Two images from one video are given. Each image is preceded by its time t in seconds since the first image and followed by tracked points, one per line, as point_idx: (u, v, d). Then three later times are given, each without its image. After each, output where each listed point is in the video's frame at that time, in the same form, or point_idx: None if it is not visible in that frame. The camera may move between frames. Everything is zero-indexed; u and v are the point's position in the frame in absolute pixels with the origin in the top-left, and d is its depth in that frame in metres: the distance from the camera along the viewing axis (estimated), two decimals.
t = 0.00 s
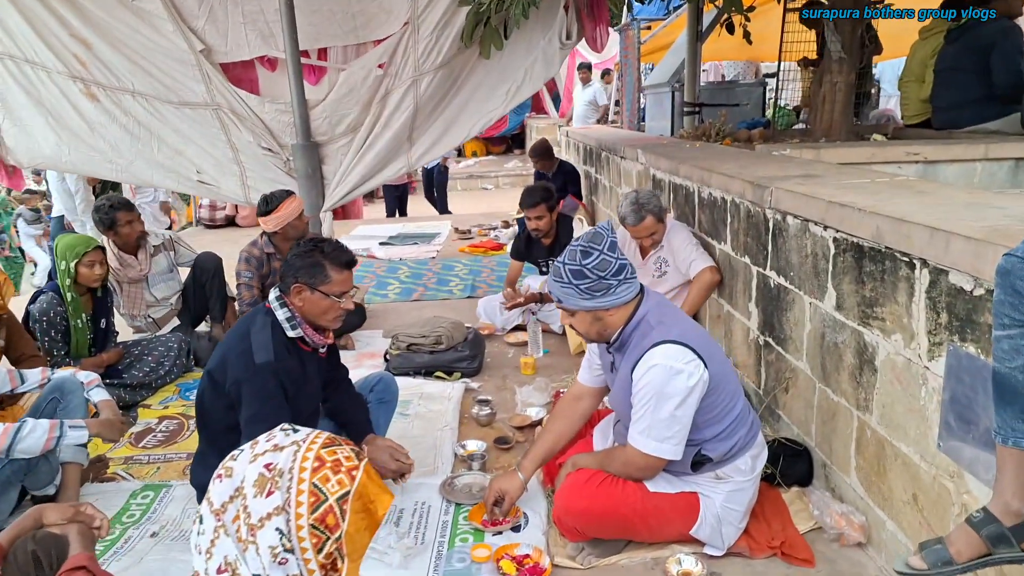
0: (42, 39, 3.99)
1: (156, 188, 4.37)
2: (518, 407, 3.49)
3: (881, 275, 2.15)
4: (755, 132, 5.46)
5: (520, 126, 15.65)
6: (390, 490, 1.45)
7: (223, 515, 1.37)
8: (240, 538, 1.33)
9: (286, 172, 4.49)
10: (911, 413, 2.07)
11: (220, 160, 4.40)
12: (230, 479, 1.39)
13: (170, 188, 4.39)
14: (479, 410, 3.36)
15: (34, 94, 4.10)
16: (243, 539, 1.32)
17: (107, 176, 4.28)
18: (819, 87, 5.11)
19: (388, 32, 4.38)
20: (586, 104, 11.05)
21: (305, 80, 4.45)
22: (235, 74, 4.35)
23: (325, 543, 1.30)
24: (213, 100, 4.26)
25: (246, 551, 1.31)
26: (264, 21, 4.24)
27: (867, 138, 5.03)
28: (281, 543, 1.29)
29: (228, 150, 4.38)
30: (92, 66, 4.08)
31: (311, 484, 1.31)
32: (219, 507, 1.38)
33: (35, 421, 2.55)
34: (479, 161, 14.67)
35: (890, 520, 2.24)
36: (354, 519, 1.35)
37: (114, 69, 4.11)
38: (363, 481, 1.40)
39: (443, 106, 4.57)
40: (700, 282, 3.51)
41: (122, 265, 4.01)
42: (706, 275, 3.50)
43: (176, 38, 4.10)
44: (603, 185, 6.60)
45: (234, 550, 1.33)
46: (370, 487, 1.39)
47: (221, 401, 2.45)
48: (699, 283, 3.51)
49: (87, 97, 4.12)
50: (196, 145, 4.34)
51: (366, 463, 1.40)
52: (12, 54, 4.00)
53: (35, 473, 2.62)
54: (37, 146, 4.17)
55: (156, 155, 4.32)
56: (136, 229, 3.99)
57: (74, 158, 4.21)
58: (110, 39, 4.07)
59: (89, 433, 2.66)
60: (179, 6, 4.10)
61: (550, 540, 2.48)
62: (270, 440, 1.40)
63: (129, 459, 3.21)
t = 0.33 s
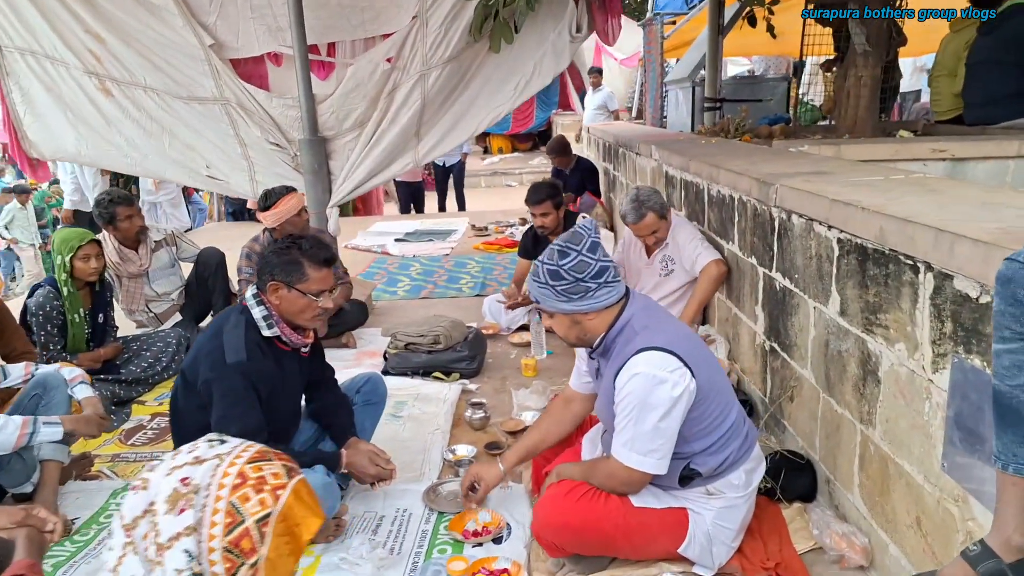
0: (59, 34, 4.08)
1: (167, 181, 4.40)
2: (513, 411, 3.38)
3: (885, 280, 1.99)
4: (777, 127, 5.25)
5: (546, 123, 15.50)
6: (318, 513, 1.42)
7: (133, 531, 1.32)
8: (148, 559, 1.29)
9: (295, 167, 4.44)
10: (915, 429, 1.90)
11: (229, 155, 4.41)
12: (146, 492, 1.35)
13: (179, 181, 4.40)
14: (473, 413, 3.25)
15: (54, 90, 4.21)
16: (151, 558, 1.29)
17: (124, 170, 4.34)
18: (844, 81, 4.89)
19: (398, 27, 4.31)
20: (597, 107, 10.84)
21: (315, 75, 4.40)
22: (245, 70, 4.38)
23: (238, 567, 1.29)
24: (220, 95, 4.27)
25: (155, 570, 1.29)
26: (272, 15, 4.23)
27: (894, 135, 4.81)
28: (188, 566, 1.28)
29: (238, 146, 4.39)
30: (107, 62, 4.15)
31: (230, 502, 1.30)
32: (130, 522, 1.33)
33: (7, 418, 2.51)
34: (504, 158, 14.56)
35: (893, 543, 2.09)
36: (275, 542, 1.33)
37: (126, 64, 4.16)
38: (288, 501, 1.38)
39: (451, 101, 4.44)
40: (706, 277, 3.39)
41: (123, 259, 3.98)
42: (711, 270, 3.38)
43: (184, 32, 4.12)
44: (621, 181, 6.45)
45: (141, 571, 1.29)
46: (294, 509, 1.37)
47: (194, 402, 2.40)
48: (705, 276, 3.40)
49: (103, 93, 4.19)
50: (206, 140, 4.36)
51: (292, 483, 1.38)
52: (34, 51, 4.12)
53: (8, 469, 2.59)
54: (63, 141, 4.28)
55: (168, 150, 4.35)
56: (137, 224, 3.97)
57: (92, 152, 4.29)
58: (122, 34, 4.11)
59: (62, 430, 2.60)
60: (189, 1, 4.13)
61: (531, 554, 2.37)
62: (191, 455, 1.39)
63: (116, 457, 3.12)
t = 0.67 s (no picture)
0: (75, 39, 4.08)
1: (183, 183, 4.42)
2: (525, 410, 3.33)
3: (901, 272, 1.89)
4: (800, 116, 5.11)
5: (570, 119, 15.39)
6: (280, 515, 1.39)
7: (88, 538, 1.33)
8: (104, 564, 1.28)
9: (308, 167, 4.45)
10: (934, 429, 1.80)
11: (244, 156, 4.42)
12: (101, 497, 1.34)
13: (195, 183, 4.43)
14: (483, 413, 3.20)
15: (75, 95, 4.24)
16: (108, 563, 1.28)
17: (143, 172, 4.38)
18: (871, 66, 4.72)
19: (407, 22, 4.27)
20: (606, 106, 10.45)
21: (327, 74, 4.39)
22: (258, 69, 4.38)
23: (196, 572, 1.25)
24: (234, 96, 4.27)
25: None
26: (285, 15, 4.23)
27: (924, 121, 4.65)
28: (142, 571, 1.25)
29: (253, 147, 4.40)
30: (123, 67, 4.16)
31: (185, 504, 1.27)
32: (86, 527, 1.34)
33: (15, 418, 2.51)
34: (528, 156, 14.49)
35: (912, 548, 1.99)
36: (235, 545, 1.30)
37: (142, 68, 4.17)
38: (249, 503, 1.35)
39: (462, 97, 4.39)
40: (719, 273, 3.31)
41: (138, 261, 4.03)
42: (725, 265, 3.31)
43: (198, 33, 4.11)
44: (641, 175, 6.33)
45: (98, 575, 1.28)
46: (254, 511, 1.34)
47: (196, 404, 2.39)
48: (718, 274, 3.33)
49: (120, 97, 4.21)
50: (222, 141, 4.37)
51: (253, 485, 1.35)
52: (55, 56, 4.13)
53: (20, 469, 2.59)
54: (85, 144, 4.32)
55: (184, 152, 4.37)
56: (151, 227, 4.00)
57: (110, 155, 4.32)
58: (139, 39, 4.12)
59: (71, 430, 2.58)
60: (201, 3, 4.12)
61: (537, 557, 2.31)
62: (147, 457, 1.36)
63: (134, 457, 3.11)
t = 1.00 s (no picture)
0: (65, 41, 4.06)
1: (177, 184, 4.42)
2: (524, 410, 3.30)
3: (899, 265, 1.86)
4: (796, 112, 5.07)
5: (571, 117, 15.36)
6: (264, 532, 1.44)
7: (56, 556, 1.30)
8: None
9: (303, 166, 4.43)
10: (935, 426, 1.77)
11: (239, 157, 4.41)
12: (74, 511, 1.34)
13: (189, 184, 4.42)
14: (481, 414, 3.17)
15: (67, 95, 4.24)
16: None
17: (138, 173, 4.37)
18: (865, 61, 4.68)
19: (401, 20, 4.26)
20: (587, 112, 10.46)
21: (322, 72, 4.41)
22: (253, 69, 4.38)
23: None
24: (228, 95, 4.27)
25: None
26: (280, 14, 4.24)
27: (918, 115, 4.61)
28: None
29: (247, 147, 4.40)
30: (114, 67, 4.15)
31: (163, 522, 1.33)
32: (54, 544, 1.31)
33: None
34: (529, 154, 14.47)
35: (915, 546, 1.96)
36: (216, 562, 1.35)
37: (135, 69, 4.16)
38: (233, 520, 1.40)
39: (459, 96, 4.37)
40: (718, 275, 3.28)
41: (128, 265, 4.05)
42: (723, 267, 3.27)
43: (190, 34, 4.11)
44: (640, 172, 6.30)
45: None
46: (237, 528, 1.39)
47: (182, 409, 2.37)
48: (716, 275, 3.30)
49: (112, 98, 4.20)
50: (216, 142, 4.36)
51: (235, 501, 1.41)
52: (47, 57, 4.11)
53: None
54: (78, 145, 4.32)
55: (177, 152, 4.37)
56: (139, 231, 4.02)
57: (103, 156, 4.32)
58: (130, 39, 4.11)
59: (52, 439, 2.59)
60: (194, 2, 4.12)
61: (535, 561, 2.28)
62: (126, 470, 1.40)
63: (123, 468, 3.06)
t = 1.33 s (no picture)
0: (26, 32, 3.93)
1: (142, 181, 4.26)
2: (499, 419, 3.19)
3: (888, 270, 1.78)
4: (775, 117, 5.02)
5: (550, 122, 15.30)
6: (173, 568, 1.37)
7: None
8: None
9: (273, 164, 4.30)
10: (928, 440, 1.69)
11: (206, 154, 4.25)
12: None
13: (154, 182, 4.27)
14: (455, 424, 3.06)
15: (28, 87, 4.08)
16: None
17: (99, 168, 4.21)
18: (843, 68, 4.64)
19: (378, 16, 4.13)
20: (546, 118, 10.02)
21: (294, 68, 4.24)
22: (222, 65, 4.21)
23: None
24: (194, 90, 4.12)
25: None
26: (251, 8, 4.08)
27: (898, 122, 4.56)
28: None
29: (215, 144, 4.24)
30: (76, 58, 4.00)
31: (47, 563, 1.26)
32: None
33: None
34: (509, 158, 14.37)
35: (905, 564, 1.88)
36: None
37: (97, 61, 4.01)
38: (135, 555, 1.34)
39: (438, 92, 4.25)
40: (700, 293, 3.20)
41: (80, 266, 3.93)
42: (706, 285, 3.20)
43: (156, 25, 3.96)
44: (619, 176, 6.22)
45: None
46: (139, 565, 1.32)
47: (126, 424, 2.19)
48: (699, 294, 3.22)
49: (73, 90, 4.05)
50: (183, 139, 4.21)
51: (138, 535, 1.35)
52: (5, 46, 3.97)
53: None
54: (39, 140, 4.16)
55: (142, 149, 4.22)
56: (95, 230, 3.90)
57: (64, 150, 4.15)
58: (93, 31, 3.96)
59: None
60: None
61: None
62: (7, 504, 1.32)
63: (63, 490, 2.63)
